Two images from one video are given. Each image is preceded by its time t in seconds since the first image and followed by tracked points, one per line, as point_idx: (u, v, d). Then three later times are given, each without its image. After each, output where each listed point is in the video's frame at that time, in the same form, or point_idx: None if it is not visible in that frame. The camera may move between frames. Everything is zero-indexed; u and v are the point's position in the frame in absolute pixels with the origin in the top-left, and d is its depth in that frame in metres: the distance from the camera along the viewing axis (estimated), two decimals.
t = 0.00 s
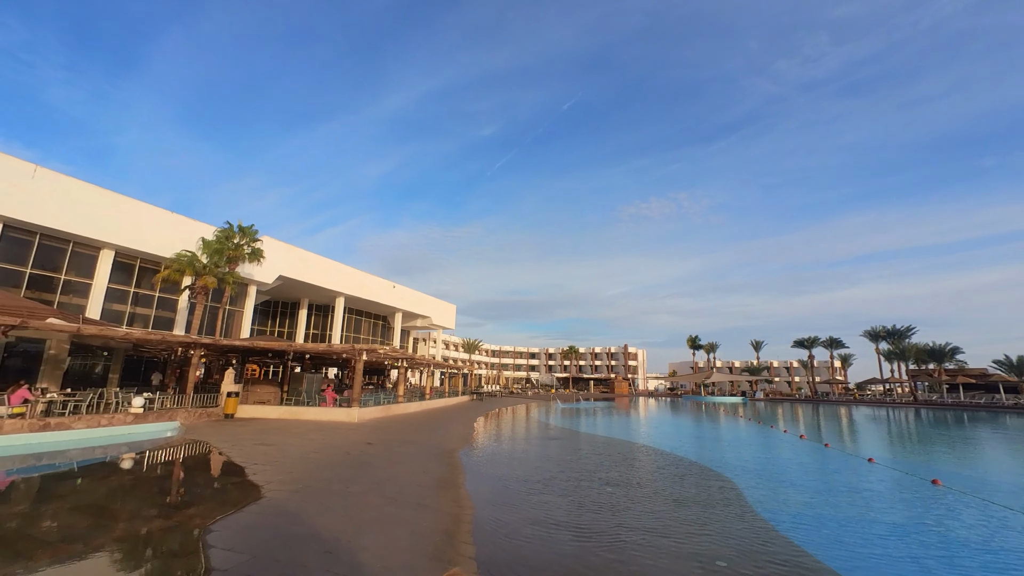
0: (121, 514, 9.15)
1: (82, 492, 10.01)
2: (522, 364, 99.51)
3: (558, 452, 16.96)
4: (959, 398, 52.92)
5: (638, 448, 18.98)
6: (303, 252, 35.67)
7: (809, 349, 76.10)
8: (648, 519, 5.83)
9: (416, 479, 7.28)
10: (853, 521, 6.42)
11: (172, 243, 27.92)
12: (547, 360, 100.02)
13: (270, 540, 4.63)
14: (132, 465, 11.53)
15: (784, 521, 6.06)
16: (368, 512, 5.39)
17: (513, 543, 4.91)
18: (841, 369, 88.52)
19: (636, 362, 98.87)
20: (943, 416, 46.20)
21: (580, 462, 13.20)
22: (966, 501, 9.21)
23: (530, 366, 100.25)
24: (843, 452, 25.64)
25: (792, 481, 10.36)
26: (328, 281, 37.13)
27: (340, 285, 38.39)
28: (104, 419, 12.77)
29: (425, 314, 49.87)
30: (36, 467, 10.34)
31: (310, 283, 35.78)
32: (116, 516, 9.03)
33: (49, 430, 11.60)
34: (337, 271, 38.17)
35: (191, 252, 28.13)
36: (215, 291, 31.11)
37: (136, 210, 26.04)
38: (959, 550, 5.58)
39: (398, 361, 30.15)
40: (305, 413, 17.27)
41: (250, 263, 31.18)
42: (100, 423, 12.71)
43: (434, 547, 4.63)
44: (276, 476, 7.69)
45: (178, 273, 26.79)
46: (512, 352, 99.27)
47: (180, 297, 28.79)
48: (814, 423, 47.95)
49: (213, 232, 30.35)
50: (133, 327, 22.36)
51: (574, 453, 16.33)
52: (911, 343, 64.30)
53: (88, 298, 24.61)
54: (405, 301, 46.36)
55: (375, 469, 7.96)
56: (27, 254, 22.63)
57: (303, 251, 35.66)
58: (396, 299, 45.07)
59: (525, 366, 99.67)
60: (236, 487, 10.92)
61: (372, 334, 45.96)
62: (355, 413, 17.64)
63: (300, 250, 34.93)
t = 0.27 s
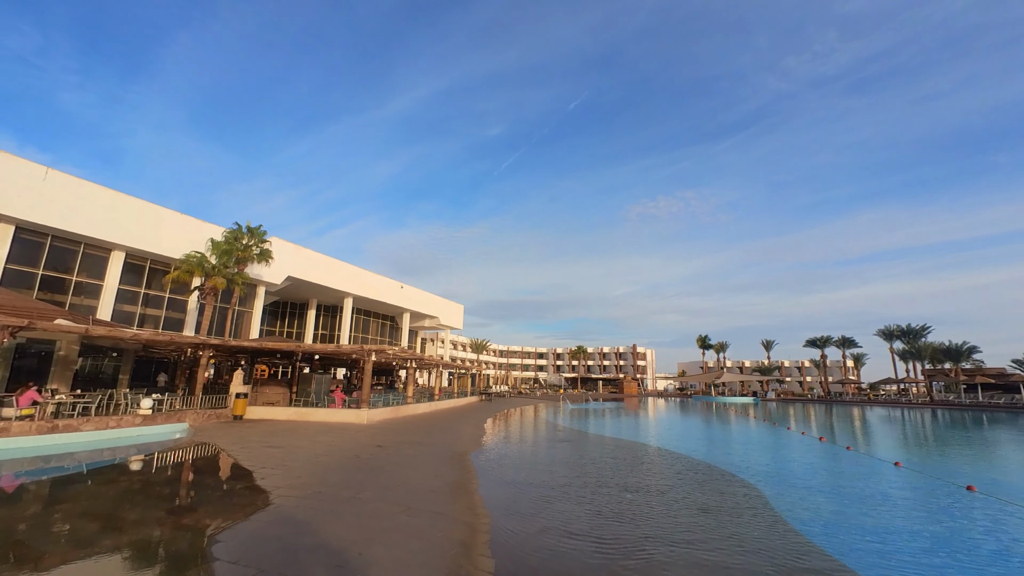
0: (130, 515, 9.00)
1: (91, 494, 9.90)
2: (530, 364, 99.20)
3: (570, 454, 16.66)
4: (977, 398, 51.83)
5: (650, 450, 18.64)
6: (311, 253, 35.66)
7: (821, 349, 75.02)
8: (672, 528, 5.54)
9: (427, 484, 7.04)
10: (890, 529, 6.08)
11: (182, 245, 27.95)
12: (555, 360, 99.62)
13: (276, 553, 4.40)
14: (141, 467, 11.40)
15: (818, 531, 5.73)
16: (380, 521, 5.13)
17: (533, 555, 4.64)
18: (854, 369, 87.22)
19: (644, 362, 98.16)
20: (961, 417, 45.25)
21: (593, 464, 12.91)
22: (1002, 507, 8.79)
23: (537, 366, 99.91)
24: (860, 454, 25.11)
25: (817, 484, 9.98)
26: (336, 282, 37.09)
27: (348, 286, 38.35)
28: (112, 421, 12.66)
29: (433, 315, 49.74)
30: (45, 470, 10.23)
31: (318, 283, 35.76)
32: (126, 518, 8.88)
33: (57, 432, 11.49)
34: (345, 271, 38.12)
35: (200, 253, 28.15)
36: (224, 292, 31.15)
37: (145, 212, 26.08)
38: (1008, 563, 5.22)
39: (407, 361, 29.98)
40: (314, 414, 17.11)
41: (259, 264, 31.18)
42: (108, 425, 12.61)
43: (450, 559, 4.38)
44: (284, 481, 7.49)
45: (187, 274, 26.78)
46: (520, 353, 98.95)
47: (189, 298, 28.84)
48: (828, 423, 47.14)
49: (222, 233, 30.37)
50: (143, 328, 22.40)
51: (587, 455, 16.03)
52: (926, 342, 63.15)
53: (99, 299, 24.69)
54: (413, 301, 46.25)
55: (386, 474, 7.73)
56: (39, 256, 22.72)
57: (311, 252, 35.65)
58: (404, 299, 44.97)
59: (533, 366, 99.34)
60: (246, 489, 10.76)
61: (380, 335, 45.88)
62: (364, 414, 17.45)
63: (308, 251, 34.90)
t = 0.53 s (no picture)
0: (133, 515, 8.80)
1: (94, 493, 9.73)
2: (536, 363, 98.87)
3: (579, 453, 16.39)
4: (991, 397, 51.00)
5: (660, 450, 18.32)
6: (316, 252, 35.54)
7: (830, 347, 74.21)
8: (693, 533, 5.22)
9: (433, 485, 6.78)
10: (921, 534, 5.76)
11: (187, 244, 27.87)
12: (561, 359, 99.28)
13: (272, 560, 4.14)
14: (144, 466, 11.22)
15: (847, 536, 5.42)
16: (384, 524, 4.87)
17: (546, 562, 4.36)
18: (863, 368, 86.25)
19: (651, 361, 97.58)
20: (975, 417, 44.47)
21: (602, 463, 12.63)
22: None
23: (543, 366, 99.61)
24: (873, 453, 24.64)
25: (836, 485, 9.66)
26: (341, 281, 36.94)
27: (354, 285, 38.22)
28: (114, 420, 12.50)
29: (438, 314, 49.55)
30: (47, 469, 10.08)
31: (323, 283, 35.62)
32: (129, 518, 8.68)
33: (58, 431, 11.33)
34: (350, 270, 37.99)
35: (205, 252, 28.05)
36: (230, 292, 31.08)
37: (150, 211, 25.99)
38: None
39: (412, 360, 29.78)
40: (319, 414, 16.91)
41: (264, 263, 31.08)
42: (110, 424, 12.44)
43: (457, 567, 4.10)
44: (286, 481, 7.26)
45: (192, 273, 26.69)
46: (525, 352, 98.64)
47: (195, 297, 28.78)
48: (837, 422, 46.52)
49: (227, 232, 30.28)
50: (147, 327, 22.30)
51: (595, 454, 15.74)
52: (938, 340, 62.28)
53: (106, 298, 24.67)
54: (418, 300, 46.07)
55: (391, 475, 7.46)
56: (45, 255, 22.68)
57: (317, 251, 35.52)
58: (409, 298, 44.80)
59: (538, 366, 99.00)
60: (249, 489, 10.55)
61: (386, 334, 45.74)
62: (369, 413, 17.22)
63: (313, 250, 34.77)
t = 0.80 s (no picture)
0: (135, 517, 8.56)
1: (96, 494, 9.51)
2: (542, 362, 98.47)
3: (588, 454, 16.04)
4: (1007, 396, 50.00)
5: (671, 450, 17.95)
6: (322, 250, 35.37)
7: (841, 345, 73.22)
8: (720, 546, 4.88)
9: (440, 490, 6.46)
10: (965, 546, 5.36)
11: (193, 242, 27.74)
12: (567, 358, 98.81)
13: None
14: (146, 467, 10.98)
15: (885, 550, 5.03)
16: (388, 536, 4.54)
17: None
18: (874, 366, 85.10)
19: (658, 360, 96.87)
20: (991, 416, 43.60)
21: (614, 465, 12.29)
22: None
23: (549, 364, 99.20)
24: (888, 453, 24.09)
25: (860, 487, 9.26)
26: (346, 279, 36.76)
27: (360, 283, 38.05)
28: (115, 420, 12.32)
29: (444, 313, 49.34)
30: (48, 469, 9.88)
31: (329, 281, 35.46)
32: (130, 520, 8.43)
33: (58, 431, 11.17)
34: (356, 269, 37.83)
35: (210, 250, 27.89)
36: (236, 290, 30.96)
37: (156, 209, 25.86)
38: None
39: (418, 359, 29.53)
40: (324, 413, 16.65)
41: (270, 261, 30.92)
42: (111, 424, 12.26)
43: None
44: (288, 485, 6.95)
45: (198, 271, 26.50)
46: (532, 351, 98.24)
47: (202, 296, 28.68)
48: (849, 422, 45.77)
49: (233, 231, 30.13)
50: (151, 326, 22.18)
51: (606, 455, 15.38)
52: (951, 338, 61.24)
53: (113, 297, 24.61)
54: (423, 299, 45.86)
55: (396, 479, 7.15)
56: (52, 254, 22.63)
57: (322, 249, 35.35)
58: (415, 297, 44.59)
59: (545, 364, 98.60)
60: (253, 491, 10.28)
61: (392, 333, 45.57)
62: (375, 413, 16.93)
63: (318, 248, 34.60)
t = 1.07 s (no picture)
0: (150, 512, 8.50)
1: (111, 488, 9.48)
2: (553, 357, 98.23)
3: (603, 450, 15.79)
4: None
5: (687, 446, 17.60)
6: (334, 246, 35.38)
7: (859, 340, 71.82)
8: (754, 551, 4.58)
9: (455, 488, 6.23)
10: (1018, 551, 4.99)
11: (207, 239, 27.87)
12: (579, 353, 98.44)
13: None
14: (161, 462, 10.94)
15: (932, 557, 4.70)
16: (402, 538, 4.32)
17: None
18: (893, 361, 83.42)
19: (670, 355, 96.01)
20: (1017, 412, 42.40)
21: (630, 462, 12.02)
22: None
23: (561, 360, 98.94)
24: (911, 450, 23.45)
25: (891, 485, 8.90)
26: (358, 274, 36.77)
27: (371, 279, 38.08)
28: (129, 415, 12.33)
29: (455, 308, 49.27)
30: (64, 464, 9.88)
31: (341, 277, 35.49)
32: (146, 515, 8.36)
33: (73, 426, 11.19)
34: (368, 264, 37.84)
35: (223, 246, 27.98)
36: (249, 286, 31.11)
37: (169, 206, 25.96)
38: None
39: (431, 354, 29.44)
40: (337, 408, 16.58)
41: (282, 257, 30.98)
42: (125, 419, 12.27)
43: None
44: (300, 482, 6.79)
45: (211, 267, 26.56)
46: (543, 346, 98.01)
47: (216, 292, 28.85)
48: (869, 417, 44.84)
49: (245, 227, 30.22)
50: (166, 321, 22.32)
51: (621, 451, 15.11)
52: (974, 332, 59.69)
53: (129, 293, 24.85)
54: (435, 294, 45.80)
55: (410, 475, 6.96)
56: (70, 252, 22.87)
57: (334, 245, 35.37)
58: (427, 292, 44.54)
59: (556, 360, 98.35)
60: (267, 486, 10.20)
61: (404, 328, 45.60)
62: (388, 408, 16.82)
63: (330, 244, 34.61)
